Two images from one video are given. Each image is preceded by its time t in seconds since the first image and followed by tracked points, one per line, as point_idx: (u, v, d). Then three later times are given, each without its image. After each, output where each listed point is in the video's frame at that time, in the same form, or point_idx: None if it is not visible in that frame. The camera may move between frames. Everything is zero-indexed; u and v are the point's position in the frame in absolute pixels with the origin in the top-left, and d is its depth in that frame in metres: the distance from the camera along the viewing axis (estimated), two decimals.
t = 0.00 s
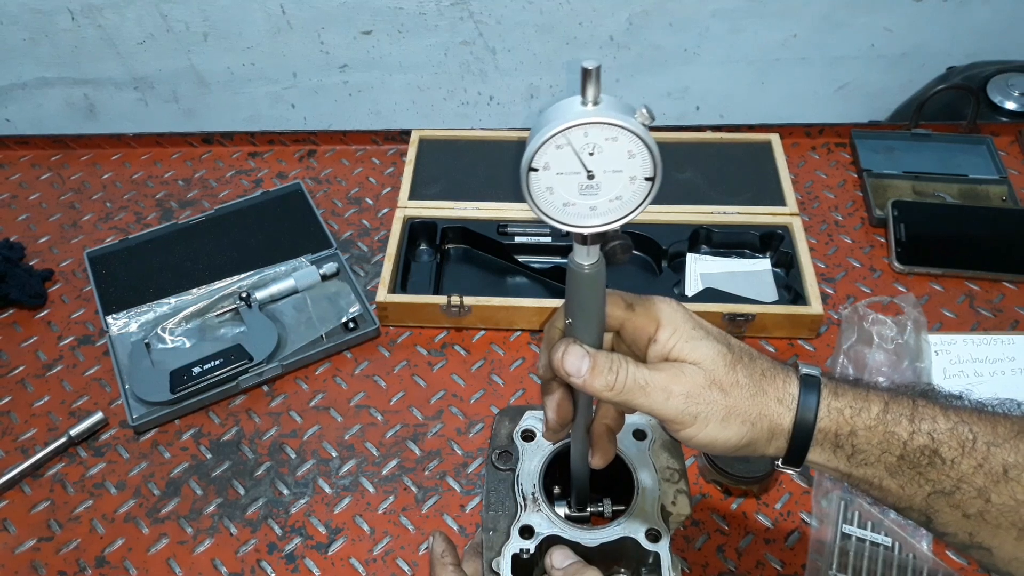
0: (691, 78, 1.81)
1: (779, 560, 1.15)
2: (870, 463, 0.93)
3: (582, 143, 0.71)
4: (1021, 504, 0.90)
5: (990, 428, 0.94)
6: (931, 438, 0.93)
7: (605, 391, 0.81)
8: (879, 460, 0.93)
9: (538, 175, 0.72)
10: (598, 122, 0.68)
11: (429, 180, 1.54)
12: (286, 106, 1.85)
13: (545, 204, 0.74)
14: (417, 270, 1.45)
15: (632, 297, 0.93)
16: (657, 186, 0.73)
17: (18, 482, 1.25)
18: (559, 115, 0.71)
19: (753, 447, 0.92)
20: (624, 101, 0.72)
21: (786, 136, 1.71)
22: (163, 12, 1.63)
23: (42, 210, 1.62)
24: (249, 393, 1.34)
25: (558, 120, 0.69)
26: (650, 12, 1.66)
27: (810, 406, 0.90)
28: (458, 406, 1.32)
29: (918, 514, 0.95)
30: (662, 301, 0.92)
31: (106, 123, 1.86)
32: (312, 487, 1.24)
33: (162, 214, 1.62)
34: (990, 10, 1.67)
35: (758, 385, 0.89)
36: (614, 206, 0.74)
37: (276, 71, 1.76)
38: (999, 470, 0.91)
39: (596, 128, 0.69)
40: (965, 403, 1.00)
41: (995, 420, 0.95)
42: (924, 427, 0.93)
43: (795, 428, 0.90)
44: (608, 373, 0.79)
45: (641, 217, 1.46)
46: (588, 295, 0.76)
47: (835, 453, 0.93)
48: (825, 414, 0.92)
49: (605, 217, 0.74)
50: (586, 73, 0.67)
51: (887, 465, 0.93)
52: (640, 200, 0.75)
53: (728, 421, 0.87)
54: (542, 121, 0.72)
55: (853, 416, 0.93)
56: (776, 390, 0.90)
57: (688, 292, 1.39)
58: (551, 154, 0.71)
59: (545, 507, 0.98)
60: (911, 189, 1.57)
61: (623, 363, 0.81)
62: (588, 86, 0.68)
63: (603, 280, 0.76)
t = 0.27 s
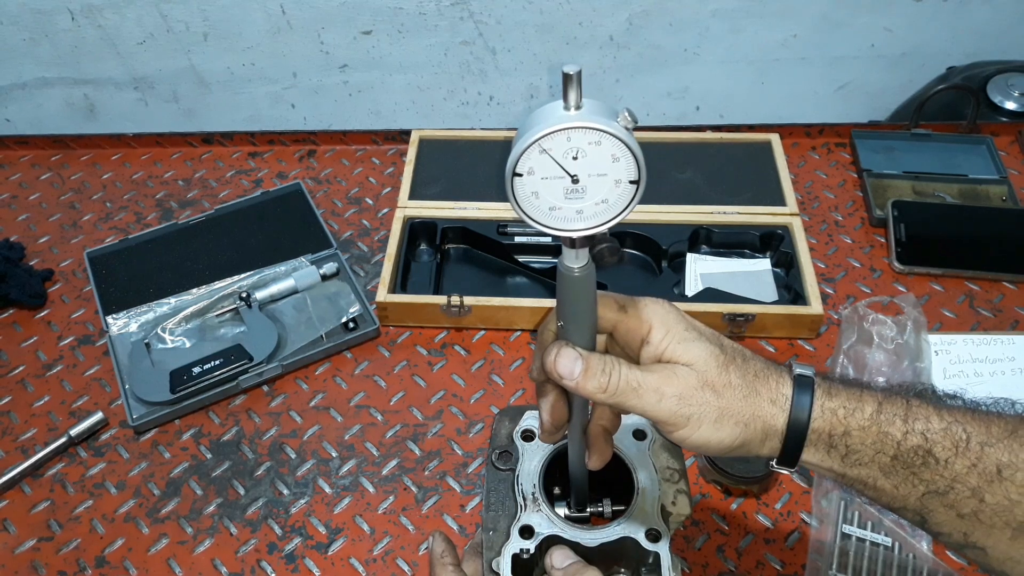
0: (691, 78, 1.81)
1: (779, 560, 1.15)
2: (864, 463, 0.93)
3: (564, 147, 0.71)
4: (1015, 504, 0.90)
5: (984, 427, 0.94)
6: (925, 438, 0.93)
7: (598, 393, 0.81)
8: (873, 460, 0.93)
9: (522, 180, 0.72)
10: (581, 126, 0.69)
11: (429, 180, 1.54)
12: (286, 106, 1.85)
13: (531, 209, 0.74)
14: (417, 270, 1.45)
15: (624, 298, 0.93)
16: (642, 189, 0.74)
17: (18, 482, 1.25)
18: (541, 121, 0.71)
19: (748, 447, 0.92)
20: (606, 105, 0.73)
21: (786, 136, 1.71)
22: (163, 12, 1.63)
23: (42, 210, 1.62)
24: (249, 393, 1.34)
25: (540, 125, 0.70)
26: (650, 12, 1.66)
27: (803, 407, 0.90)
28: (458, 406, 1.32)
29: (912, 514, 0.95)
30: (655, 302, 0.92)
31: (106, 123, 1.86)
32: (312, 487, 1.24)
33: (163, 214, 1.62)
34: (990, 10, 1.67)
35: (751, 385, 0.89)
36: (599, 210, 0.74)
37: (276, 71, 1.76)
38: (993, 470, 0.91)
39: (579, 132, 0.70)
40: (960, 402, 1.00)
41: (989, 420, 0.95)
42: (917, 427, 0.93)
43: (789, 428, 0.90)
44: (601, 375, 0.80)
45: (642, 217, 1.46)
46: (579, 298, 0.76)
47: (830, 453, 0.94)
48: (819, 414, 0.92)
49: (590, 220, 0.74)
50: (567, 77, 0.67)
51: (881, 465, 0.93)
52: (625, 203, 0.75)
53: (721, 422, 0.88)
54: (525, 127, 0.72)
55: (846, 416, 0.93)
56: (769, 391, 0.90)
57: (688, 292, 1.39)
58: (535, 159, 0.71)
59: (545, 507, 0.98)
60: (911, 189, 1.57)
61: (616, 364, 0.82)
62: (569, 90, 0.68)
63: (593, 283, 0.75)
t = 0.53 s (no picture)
0: (692, 78, 1.81)
1: (780, 560, 1.15)
2: (868, 463, 0.93)
3: (574, 144, 0.71)
4: (1019, 504, 0.90)
5: (988, 428, 0.94)
6: (929, 438, 0.93)
7: (603, 392, 0.80)
8: (877, 460, 0.93)
9: (532, 176, 0.72)
10: (592, 122, 0.69)
11: (429, 180, 1.54)
12: (286, 106, 1.85)
13: (539, 206, 0.74)
14: (417, 270, 1.45)
15: (629, 297, 0.93)
16: (650, 187, 0.74)
17: (17, 482, 1.25)
18: (551, 117, 0.71)
19: (752, 447, 0.92)
20: (616, 103, 0.73)
21: (787, 136, 1.71)
22: (163, 12, 1.63)
23: (42, 210, 1.62)
24: (249, 393, 1.34)
25: (550, 122, 0.70)
26: (651, 12, 1.66)
27: (807, 406, 0.90)
28: (458, 406, 1.32)
29: (916, 514, 0.95)
30: (659, 301, 0.92)
31: (106, 123, 1.86)
32: (312, 487, 1.24)
33: (162, 214, 1.62)
34: (990, 10, 1.67)
35: (756, 385, 0.89)
36: (608, 207, 0.74)
37: (275, 71, 1.76)
38: (997, 470, 0.91)
39: (589, 129, 0.70)
40: (963, 403, 1.00)
41: (993, 420, 0.95)
42: (922, 428, 0.93)
43: (793, 428, 0.90)
44: (605, 374, 0.79)
45: (642, 217, 1.46)
46: (585, 296, 0.76)
47: (834, 453, 0.93)
48: (823, 414, 0.92)
49: (599, 217, 0.74)
50: (578, 73, 0.67)
51: (885, 465, 0.93)
52: (633, 201, 0.75)
53: (725, 422, 0.87)
54: (535, 123, 0.72)
55: (851, 416, 0.93)
56: (774, 391, 0.90)
57: (688, 292, 1.39)
58: (545, 155, 0.71)
59: (545, 507, 0.98)
60: (911, 189, 1.56)
61: (620, 363, 0.81)
62: (580, 87, 0.68)
63: (599, 282, 0.75)
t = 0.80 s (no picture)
0: (691, 78, 1.81)
1: (779, 560, 1.15)
2: (872, 464, 0.93)
3: (587, 143, 0.71)
4: (1021, 505, 0.90)
5: (991, 429, 0.94)
6: (932, 439, 0.93)
7: (608, 391, 0.81)
8: (881, 460, 0.93)
9: (543, 175, 0.73)
10: (605, 122, 0.69)
11: (429, 181, 1.54)
12: (286, 107, 1.85)
13: (551, 204, 0.74)
14: (418, 270, 1.46)
15: (635, 297, 0.93)
16: (661, 188, 0.74)
17: (19, 482, 1.25)
18: (564, 116, 0.71)
19: (755, 447, 0.92)
20: (628, 103, 0.73)
21: (786, 136, 1.71)
22: (163, 13, 1.63)
23: (42, 210, 1.62)
24: (249, 393, 1.34)
25: (564, 121, 0.70)
26: (650, 13, 1.66)
27: (811, 407, 0.90)
28: (458, 406, 1.33)
29: (919, 514, 0.95)
30: (664, 301, 0.93)
31: (106, 123, 1.87)
32: (313, 487, 1.24)
33: (163, 215, 1.62)
34: (989, 11, 1.67)
35: (760, 385, 0.89)
36: (619, 207, 0.74)
37: (276, 71, 1.76)
38: (1000, 471, 0.91)
39: (602, 128, 0.70)
40: (966, 404, 1.00)
41: (996, 421, 0.95)
42: (925, 428, 0.94)
43: (796, 429, 0.90)
44: (610, 373, 0.80)
45: (641, 218, 1.46)
46: (591, 296, 0.76)
47: (837, 453, 0.94)
48: (827, 415, 0.92)
49: (610, 217, 0.74)
50: (592, 73, 0.68)
51: (888, 465, 0.93)
52: (644, 201, 0.75)
53: (730, 422, 0.88)
54: (548, 122, 0.72)
55: (854, 416, 0.93)
56: (778, 391, 0.90)
57: (688, 292, 1.39)
58: (558, 155, 0.72)
59: (544, 507, 0.98)
60: (910, 189, 1.57)
61: (626, 362, 0.82)
62: (594, 87, 0.68)
63: (607, 282, 0.76)
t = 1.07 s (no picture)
0: (691, 78, 1.81)
1: (779, 560, 1.15)
2: (872, 464, 0.93)
3: (589, 141, 0.71)
4: (1022, 505, 0.90)
5: (991, 428, 0.94)
6: (932, 439, 0.93)
7: (608, 390, 0.80)
8: (881, 460, 0.93)
9: (544, 173, 0.72)
10: (607, 121, 0.69)
11: (429, 180, 1.54)
12: (286, 106, 1.85)
13: (552, 203, 0.74)
14: (417, 270, 1.45)
15: (636, 297, 0.93)
16: (663, 185, 0.74)
17: (18, 482, 1.25)
18: (566, 115, 0.71)
19: (755, 447, 0.92)
20: (630, 101, 0.73)
21: (786, 136, 1.71)
22: (163, 12, 1.63)
23: (42, 210, 1.62)
24: (249, 393, 1.34)
25: (565, 119, 0.70)
26: (650, 12, 1.66)
27: (811, 407, 0.90)
28: (458, 406, 1.32)
29: (919, 514, 0.95)
30: (665, 301, 0.93)
31: (106, 123, 1.86)
32: (312, 487, 1.24)
33: (162, 214, 1.62)
34: (990, 10, 1.67)
35: (760, 385, 0.89)
36: (620, 205, 0.74)
37: (276, 71, 1.76)
38: (1000, 471, 0.91)
39: (603, 127, 0.70)
40: (966, 404, 1.00)
41: (996, 421, 0.95)
42: (925, 428, 0.93)
43: (796, 429, 0.90)
44: (611, 373, 0.79)
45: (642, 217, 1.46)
46: (591, 295, 0.76)
47: (837, 453, 0.93)
48: (827, 415, 0.92)
49: (611, 215, 0.74)
50: (594, 71, 0.67)
51: (888, 465, 0.93)
52: (645, 199, 0.75)
53: (730, 421, 0.87)
54: (550, 121, 0.72)
55: (854, 416, 0.93)
56: (778, 391, 0.90)
57: (688, 292, 1.39)
58: (559, 153, 0.71)
59: (545, 507, 0.98)
60: (911, 189, 1.56)
61: (626, 362, 0.81)
62: (596, 85, 0.68)
63: (606, 282, 0.75)
